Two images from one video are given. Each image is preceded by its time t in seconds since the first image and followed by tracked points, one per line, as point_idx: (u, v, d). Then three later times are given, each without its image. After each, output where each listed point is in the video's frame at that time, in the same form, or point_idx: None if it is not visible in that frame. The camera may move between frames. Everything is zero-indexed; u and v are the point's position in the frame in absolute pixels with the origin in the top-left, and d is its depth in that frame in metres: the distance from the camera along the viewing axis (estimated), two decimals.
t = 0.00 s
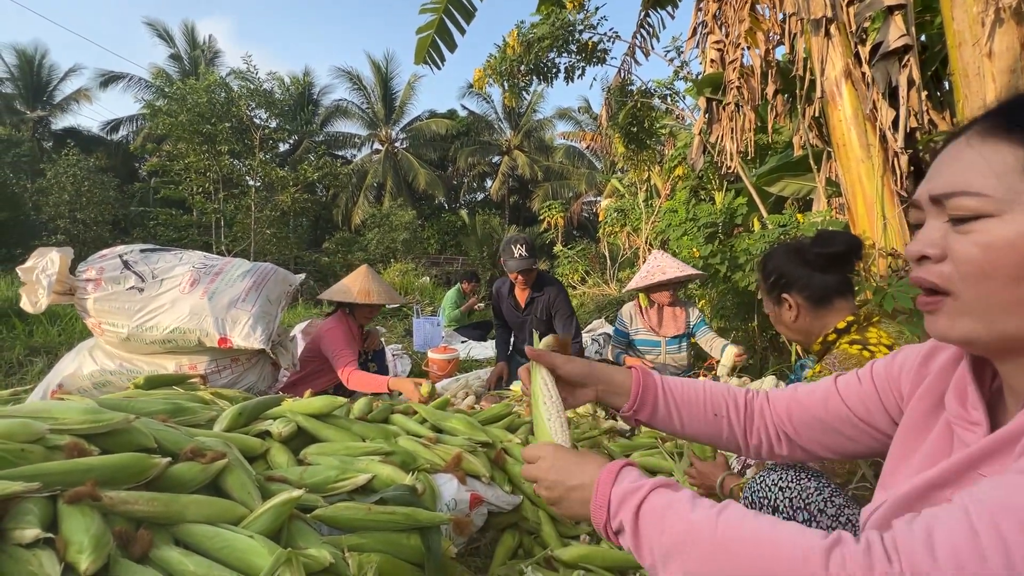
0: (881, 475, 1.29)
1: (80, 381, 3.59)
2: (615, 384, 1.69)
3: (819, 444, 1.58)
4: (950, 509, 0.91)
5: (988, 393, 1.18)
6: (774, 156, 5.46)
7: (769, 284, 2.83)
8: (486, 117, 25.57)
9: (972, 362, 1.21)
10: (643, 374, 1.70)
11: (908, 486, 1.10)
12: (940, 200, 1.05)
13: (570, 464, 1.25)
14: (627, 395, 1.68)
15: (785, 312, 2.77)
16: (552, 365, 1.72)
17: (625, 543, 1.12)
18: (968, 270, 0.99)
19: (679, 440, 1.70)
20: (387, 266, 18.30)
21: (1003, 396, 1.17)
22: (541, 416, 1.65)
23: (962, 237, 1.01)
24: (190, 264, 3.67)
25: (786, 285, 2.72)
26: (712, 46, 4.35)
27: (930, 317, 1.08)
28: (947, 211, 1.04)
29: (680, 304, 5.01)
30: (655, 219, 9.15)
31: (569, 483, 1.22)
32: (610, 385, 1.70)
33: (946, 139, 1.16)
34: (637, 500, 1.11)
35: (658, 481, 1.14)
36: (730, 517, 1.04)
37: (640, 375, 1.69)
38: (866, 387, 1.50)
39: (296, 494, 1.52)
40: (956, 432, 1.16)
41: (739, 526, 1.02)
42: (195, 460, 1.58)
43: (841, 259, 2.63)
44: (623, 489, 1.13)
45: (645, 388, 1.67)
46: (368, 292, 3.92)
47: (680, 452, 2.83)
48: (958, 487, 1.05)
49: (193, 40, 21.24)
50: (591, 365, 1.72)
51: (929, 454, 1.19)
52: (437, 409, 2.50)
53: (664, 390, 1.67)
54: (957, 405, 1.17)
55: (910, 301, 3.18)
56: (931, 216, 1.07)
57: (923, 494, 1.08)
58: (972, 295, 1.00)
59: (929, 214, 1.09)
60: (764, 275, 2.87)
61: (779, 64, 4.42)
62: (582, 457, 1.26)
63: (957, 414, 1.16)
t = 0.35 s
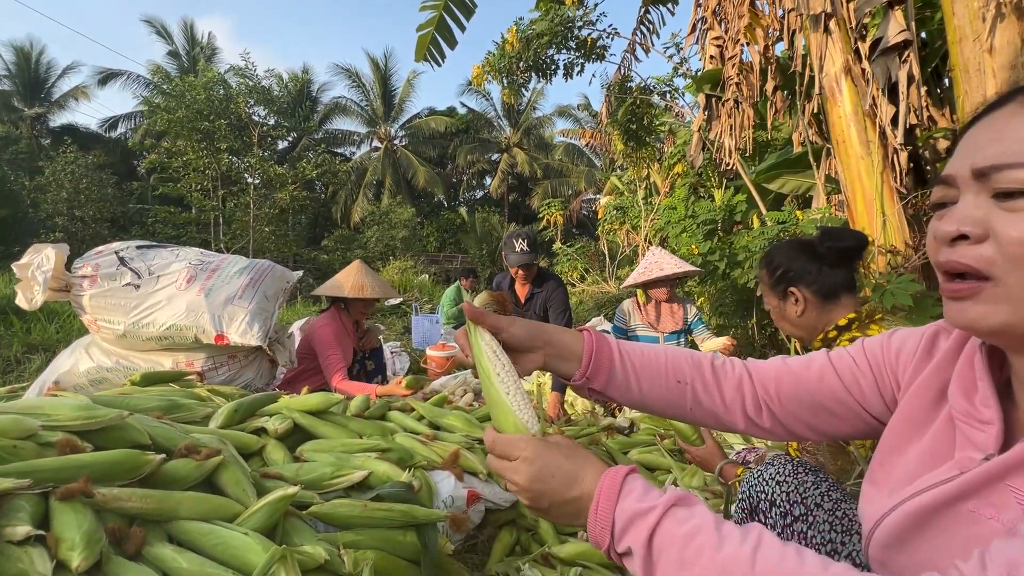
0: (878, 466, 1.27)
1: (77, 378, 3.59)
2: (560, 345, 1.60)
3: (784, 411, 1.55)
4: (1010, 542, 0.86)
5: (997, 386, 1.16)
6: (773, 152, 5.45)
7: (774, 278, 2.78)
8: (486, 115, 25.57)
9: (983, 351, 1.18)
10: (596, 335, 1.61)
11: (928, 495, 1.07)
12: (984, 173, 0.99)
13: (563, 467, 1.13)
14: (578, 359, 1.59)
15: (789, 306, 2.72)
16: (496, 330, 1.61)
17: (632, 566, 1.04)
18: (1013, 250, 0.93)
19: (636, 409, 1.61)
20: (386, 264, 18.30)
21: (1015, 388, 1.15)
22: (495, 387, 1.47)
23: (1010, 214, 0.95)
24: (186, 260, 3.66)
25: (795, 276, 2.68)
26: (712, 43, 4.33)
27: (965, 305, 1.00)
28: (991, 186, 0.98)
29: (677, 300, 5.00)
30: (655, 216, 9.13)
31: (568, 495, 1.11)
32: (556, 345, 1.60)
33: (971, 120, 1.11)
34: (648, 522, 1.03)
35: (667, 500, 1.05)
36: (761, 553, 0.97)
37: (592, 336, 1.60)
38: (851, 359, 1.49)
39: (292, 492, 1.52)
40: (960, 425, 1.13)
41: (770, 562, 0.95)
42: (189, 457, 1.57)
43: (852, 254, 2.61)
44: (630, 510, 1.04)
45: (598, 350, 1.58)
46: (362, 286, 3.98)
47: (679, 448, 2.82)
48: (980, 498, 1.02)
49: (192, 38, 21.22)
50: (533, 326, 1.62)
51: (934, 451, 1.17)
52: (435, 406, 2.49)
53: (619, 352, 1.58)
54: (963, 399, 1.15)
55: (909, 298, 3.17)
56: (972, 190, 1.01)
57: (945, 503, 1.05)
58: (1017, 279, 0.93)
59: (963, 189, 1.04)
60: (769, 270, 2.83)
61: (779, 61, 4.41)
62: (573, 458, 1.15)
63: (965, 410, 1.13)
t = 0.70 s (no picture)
0: (875, 471, 1.24)
1: (70, 377, 3.58)
2: (538, 350, 1.59)
3: (775, 411, 1.53)
4: None
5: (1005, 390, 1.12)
6: (771, 151, 5.43)
7: (785, 272, 2.74)
8: (484, 112, 25.54)
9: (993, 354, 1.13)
10: (576, 336, 1.59)
11: (935, 510, 1.03)
12: None
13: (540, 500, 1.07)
14: (558, 361, 1.57)
15: (800, 301, 2.67)
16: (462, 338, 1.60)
17: None
18: None
19: (619, 411, 1.59)
20: (384, 262, 18.29)
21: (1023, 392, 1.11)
22: (462, 400, 1.40)
23: None
24: (180, 259, 3.65)
25: (808, 271, 2.63)
26: (709, 40, 4.31)
27: (997, 313, 0.92)
28: None
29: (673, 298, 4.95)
30: (653, 214, 9.12)
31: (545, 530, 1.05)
32: (534, 348, 1.59)
33: (993, 114, 1.04)
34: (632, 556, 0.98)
35: (650, 531, 1.01)
36: None
37: (572, 337, 1.59)
38: (848, 359, 1.48)
39: (283, 492, 1.51)
40: (964, 433, 1.09)
41: None
42: (179, 458, 1.56)
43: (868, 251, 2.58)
44: (613, 545, 0.99)
45: (578, 351, 1.57)
46: (344, 278, 3.99)
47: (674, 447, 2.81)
48: (990, 517, 0.98)
49: (189, 35, 21.18)
50: (507, 330, 1.60)
51: (936, 460, 1.13)
52: (429, 406, 2.48)
53: (600, 353, 1.57)
54: (968, 406, 1.11)
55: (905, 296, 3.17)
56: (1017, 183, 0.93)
57: (952, 520, 1.00)
58: None
59: (1003, 182, 0.95)
60: (780, 264, 2.78)
61: (777, 59, 4.40)
62: (550, 486, 1.09)
63: (970, 417, 1.09)
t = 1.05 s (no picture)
0: (874, 471, 1.24)
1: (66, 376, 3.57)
2: (540, 336, 1.59)
3: (771, 403, 1.54)
4: None
5: (1008, 391, 1.12)
6: (769, 149, 5.43)
7: (805, 268, 2.65)
8: (482, 110, 25.50)
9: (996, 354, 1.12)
10: (578, 323, 1.60)
11: (935, 514, 1.03)
12: None
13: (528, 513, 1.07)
14: (559, 346, 1.59)
15: (821, 298, 2.59)
16: (472, 344, 1.52)
17: None
18: None
19: (618, 397, 1.61)
20: (381, 260, 18.26)
21: None
22: (462, 412, 1.30)
23: None
24: (177, 257, 3.64)
25: (832, 267, 2.55)
26: (707, 38, 4.29)
27: (1007, 324, 0.91)
28: None
29: (673, 298, 4.93)
30: (651, 212, 9.12)
31: (534, 545, 1.06)
32: (537, 336, 1.59)
33: (998, 109, 1.03)
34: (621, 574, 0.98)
35: (640, 547, 1.00)
36: None
37: (575, 324, 1.59)
38: (848, 355, 1.47)
39: (279, 491, 1.50)
40: (966, 435, 1.09)
41: None
42: (175, 457, 1.55)
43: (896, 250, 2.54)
44: (603, 561, 0.99)
45: (580, 338, 1.57)
46: (335, 276, 4.03)
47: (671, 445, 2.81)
48: (993, 521, 0.98)
49: (186, 33, 21.11)
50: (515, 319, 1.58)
51: (937, 461, 1.13)
52: (426, 405, 2.48)
53: (601, 341, 1.58)
54: (971, 408, 1.10)
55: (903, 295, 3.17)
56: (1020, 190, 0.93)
57: (954, 524, 1.00)
58: None
59: (1008, 183, 0.94)
60: (800, 259, 2.69)
61: (775, 57, 4.41)
62: (539, 499, 1.09)
63: (972, 419, 1.09)
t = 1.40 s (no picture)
0: (871, 470, 1.24)
1: (65, 375, 3.57)
2: (545, 337, 1.61)
3: (770, 405, 1.54)
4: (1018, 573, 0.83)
5: (1003, 390, 1.12)
6: (768, 148, 5.44)
7: (823, 266, 2.64)
8: (481, 109, 25.48)
9: (992, 353, 1.12)
10: (580, 325, 1.61)
11: (930, 511, 1.04)
12: None
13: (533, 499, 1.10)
14: (562, 347, 1.60)
15: (839, 296, 2.59)
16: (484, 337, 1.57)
17: None
18: None
19: (619, 398, 1.62)
20: (380, 259, 18.23)
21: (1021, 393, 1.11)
22: (475, 400, 1.39)
23: None
24: (175, 256, 3.63)
25: (851, 265, 2.55)
26: (705, 37, 4.30)
27: (994, 318, 0.92)
28: None
29: (674, 299, 4.92)
30: (649, 212, 9.12)
31: (532, 539, 1.08)
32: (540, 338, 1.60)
33: (993, 112, 1.03)
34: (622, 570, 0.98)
35: (639, 544, 1.00)
36: None
37: (578, 325, 1.60)
38: (844, 356, 1.47)
39: (278, 491, 1.50)
40: (961, 434, 1.10)
41: None
42: (174, 456, 1.55)
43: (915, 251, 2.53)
44: (602, 558, 0.99)
45: (582, 339, 1.58)
46: (325, 275, 4.00)
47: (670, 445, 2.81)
48: (984, 518, 0.98)
49: (184, 31, 21.06)
50: (524, 318, 1.63)
51: (931, 459, 1.14)
52: (425, 404, 2.48)
53: (604, 344, 1.59)
54: (965, 407, 1.11)
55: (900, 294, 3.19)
56: (1012, 191, 0.93)
57: (948, 521, 1.01)
58: None
59: (999, 187, 0.95)
60: (820, 256, 2.67)
61: (774, 56, 4.41)
62: (541, 491, 1.11)
63: (967, 419, 1.09)
